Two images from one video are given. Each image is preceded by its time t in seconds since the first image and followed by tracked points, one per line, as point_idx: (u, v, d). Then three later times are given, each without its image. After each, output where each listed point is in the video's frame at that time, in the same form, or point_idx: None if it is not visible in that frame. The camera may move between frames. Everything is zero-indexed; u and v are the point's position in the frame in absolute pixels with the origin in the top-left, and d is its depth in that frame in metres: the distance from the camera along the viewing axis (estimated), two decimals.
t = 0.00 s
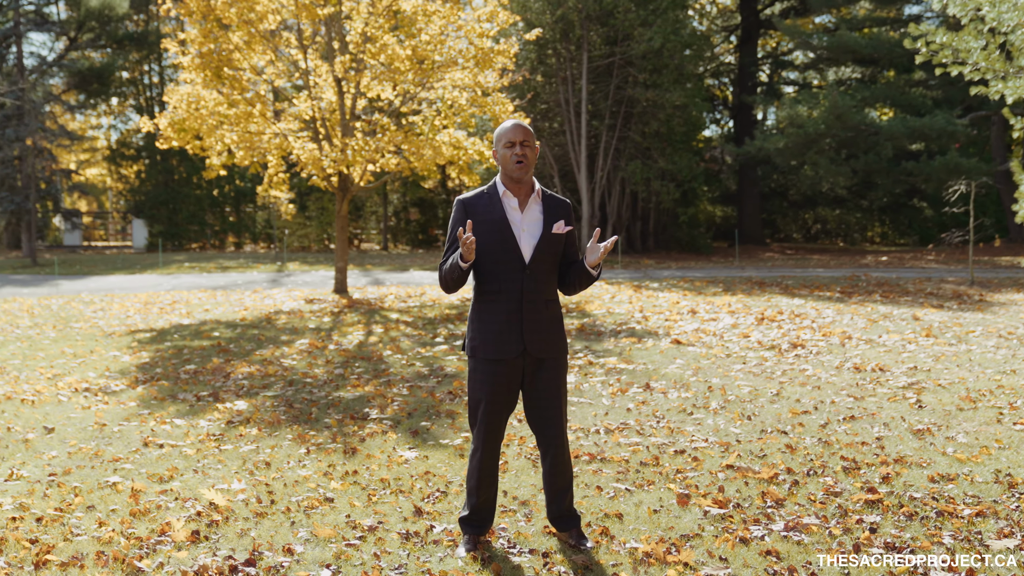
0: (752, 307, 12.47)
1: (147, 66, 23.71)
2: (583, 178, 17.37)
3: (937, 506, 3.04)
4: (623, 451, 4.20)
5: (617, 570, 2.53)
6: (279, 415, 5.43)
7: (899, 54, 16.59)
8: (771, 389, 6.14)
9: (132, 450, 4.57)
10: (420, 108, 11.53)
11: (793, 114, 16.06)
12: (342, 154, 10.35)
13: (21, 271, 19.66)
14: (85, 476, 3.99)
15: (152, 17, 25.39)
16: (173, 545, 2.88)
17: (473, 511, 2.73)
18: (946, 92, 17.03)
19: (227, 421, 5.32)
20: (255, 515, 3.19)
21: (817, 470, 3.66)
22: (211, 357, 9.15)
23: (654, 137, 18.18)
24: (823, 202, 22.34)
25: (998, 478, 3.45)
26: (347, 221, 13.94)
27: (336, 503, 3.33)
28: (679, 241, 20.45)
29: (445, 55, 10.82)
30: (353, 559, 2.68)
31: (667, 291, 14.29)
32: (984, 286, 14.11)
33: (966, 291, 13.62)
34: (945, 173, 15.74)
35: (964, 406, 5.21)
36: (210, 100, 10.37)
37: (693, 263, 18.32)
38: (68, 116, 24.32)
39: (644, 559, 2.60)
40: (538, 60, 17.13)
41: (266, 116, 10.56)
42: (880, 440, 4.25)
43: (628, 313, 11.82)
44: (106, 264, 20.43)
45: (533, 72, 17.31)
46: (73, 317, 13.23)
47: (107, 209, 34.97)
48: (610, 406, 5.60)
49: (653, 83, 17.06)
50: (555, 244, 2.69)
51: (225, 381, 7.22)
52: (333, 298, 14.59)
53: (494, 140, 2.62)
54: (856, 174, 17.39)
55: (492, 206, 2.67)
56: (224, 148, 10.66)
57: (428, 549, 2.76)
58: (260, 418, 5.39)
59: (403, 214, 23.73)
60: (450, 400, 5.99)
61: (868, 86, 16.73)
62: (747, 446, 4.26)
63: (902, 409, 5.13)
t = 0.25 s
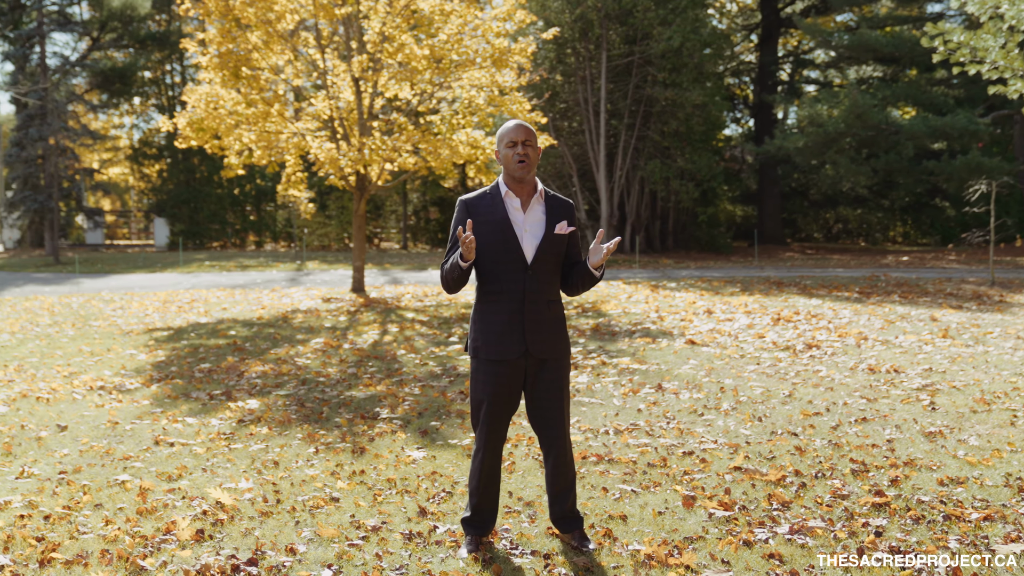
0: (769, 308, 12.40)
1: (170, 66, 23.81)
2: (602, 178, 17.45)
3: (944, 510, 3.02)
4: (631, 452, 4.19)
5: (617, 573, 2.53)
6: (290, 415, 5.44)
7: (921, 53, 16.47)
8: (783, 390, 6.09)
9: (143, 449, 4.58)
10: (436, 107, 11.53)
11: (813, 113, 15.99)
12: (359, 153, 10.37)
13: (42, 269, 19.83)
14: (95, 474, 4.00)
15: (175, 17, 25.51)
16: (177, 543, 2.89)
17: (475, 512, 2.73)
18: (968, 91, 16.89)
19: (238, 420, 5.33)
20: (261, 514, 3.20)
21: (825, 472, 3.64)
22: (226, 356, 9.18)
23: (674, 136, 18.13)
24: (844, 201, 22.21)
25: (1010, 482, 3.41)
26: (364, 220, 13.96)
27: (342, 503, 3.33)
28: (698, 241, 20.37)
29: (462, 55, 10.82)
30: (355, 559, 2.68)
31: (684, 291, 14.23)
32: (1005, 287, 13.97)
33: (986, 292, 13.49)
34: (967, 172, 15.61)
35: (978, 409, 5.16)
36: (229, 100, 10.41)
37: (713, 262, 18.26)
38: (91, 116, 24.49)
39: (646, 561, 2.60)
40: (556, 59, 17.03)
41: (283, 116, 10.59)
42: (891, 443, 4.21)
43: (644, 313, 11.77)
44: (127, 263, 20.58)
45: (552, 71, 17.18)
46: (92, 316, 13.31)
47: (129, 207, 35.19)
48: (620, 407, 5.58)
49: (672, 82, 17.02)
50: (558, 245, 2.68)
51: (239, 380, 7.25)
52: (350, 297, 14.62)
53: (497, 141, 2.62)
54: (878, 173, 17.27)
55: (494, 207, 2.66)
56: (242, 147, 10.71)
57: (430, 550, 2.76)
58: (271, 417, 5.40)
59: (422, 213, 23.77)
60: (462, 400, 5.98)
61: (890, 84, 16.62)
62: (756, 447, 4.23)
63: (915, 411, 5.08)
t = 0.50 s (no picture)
0: (787, 308, 12.33)
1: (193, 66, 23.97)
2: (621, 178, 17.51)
3: (953, 513, 2.99)
4: (639, 453, 4.17)
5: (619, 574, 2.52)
6: (301, 414, 5.45)
7: (944, 51, 16.34)
8: (796, 391, 6.05)
9: (154, 447, 4.60)
10: (454, 106, 11.53)
11: (834, 112, 15.90)
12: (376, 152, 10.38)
13: (64, 268, 19.99)
14: (105, 472, 4.02)
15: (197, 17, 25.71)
16: (182, 542, 2.89)
17: (478, 513, 2.73)
18: (991, 90, 16.73)
19: (249, 420, 5.35)
20: (266, 514, 3.20)
21: (834, 475, 3.62)
22: (241, 355, 9.20)
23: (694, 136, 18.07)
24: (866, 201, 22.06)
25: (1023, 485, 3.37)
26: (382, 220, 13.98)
27: (348, 502, 3.33)
28: (718, 241, 20.27)
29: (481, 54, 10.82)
30: (357, 559, 2.68)
31: (703, 291, 14.16)
32: None
33: (1007, 293, 13.37)
34: (990, 172, 15.47)
35: (993, 411, 5.09)
36: (247, 99, 10.46)
37: (733, 262, 18.17)
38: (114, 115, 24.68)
39: (648, 564, 2.60)
40: (576, 58, 17.16)
41: (302, 116, 10.63)
42: (903, 445, 4.17)
43: (660, 314, 11.73)
44: (148, 262, 20.71)
45: (571, 70, 17.30)
46: (111, 314, 13.39)
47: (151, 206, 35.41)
48: (631, 408, 5.55)
49: (693, 81, 16.97)
50: (561, 245, 2.67)
51: (253, 379, 7.28)
52: (368, 296, 14.64)
53: (500, 140, 2.62)
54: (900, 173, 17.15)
55: (497, 207, 2.66)
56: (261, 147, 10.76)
57: (433, 550, 2.75)
58: (282, 416, 5.42)
59: (441, 212, 23.80)
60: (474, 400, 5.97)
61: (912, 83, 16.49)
62: (765, 449, 4.20)
63: (929, 413, 5.03)
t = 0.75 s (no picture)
0: (805, 309, 12.25)
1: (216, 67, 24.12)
2: (644, 177, 17.38)
3: (962, 516, 2.96)
4: (647, 454, 4.15)
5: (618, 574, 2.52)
6: (312, 414, 5.45)
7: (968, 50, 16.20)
8: (808, 392, 6.00)
9: (165, 446, 4.62)
10: (472, 107, 11.53)
11: (856, 112, 15.82)
12: (395, 152, 10.39)
13: (87, 268, 20.14)
14: (114, 471, 4.03)
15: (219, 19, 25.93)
16: (187, 540, 2.90)
17: (480, 513, 2.73)
18: (1016, 89, 16.55)
19: (260, 419, 5.36)
20: (270, 513, 3.20)
21: (843, 476, 3.59)
22: (257, 355, 9.22)
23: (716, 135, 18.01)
24: (890, 201, 21.89)
25: None
26: (399, 220, 14.00)
27: (352, 502, 3.33)
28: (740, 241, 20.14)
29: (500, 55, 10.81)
30: (358, 558, 2.68)
31: (722, 292, 14.10)
32: None
33: None
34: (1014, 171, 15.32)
35: (1009, 414, 5.03)
36: (267, 99, 10.52)
37: (753, 262, 18.10)
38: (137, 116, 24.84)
39: (648, 564, 2.60)
40: (597, 57, 16.95)
41: (321, 116, 10.64)
42: (914, 447, 4.13)
43: (677, 314, 11.71)
44: (170, 262, 20.85)
45: (592, 70, 17.15)
46: (131, 314, 13.48)
47: (172, 207, 35.63)
48: (642, 408, 5.53)
49: (714, 81, 16.92)
50: (563, 243, 2.66)
51: (267, 378, 7.30)
52: (386, 296, 14.67)
53: (502, 138, 2.61)
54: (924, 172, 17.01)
55: (498, 206, 2.66)
56: (280, 147, 10.82)
57: (435, 550, 2.75)
58: (294, 416, 5.44)
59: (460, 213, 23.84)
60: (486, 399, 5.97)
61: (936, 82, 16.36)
62: (774, 450, 4.17)
63: (943, 415, 4.98)
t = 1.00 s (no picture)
0: (824, 309, 12.15)
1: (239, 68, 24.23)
2: (665, 176, 17.36)
3: (969, 519, 2.93)
4: (656, 454, 4.13)
5: None
6: (322, 414, 5.46)
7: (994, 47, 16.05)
8: (823, 393, 5.94)
9: (175, 446, 4.64)
10: (491, 107, 11.52)
11: (879, 110, 15.71)
12: (413, 152, 10.40)
13: (110, 268, 20.31)
14: (123, 471, 4.05)
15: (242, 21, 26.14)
16: (188, 541, 2.90)
17: (479, 515, 2.72)
18: None
19: (272, 420, 5.38)
20: (274, 513, 3.20)
21: (850, 478, 3.55)
22: (273, 355, 9.24)
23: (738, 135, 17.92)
24: (915, 200, 21.70)
25: None
26: (418, 220, 14.03)
27: (357, 503, 3.33)
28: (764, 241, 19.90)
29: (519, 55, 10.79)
30: (356, 560, 2.67)
31: (742, 292, 14.02)
32: None
33: None
34: None
35: None
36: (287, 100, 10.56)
37: (774, 262, 18.00)
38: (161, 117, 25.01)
39: (647, 567, 2.59)
40: (618, 56, 17.01)
41: (341, 116, 10.63)
42: (926, 449, 4.09)
43: (695, 314, 11.66)
44: (193, 262, 20.97)
45: (614, 69, 17.25)
46: (152, 314, 13.58)
47: (196, 207, 35.90)
48: (654, 409, 5.50)
49: (736, 80, 16.84)
50: (562, 244, 2.65)
51: (282, 378, 7.33)
52: (404, 296, 14.69)
53: (501, 138, 2.60)
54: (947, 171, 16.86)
55: (497, 207, 2.65)
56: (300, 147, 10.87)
57: (434, 551, 2.74)
58: (304, 416, 5.45)
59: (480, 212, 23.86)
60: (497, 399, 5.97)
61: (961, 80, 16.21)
62: (783, 452, 4.14)
63: (957, 417, 4.92)
